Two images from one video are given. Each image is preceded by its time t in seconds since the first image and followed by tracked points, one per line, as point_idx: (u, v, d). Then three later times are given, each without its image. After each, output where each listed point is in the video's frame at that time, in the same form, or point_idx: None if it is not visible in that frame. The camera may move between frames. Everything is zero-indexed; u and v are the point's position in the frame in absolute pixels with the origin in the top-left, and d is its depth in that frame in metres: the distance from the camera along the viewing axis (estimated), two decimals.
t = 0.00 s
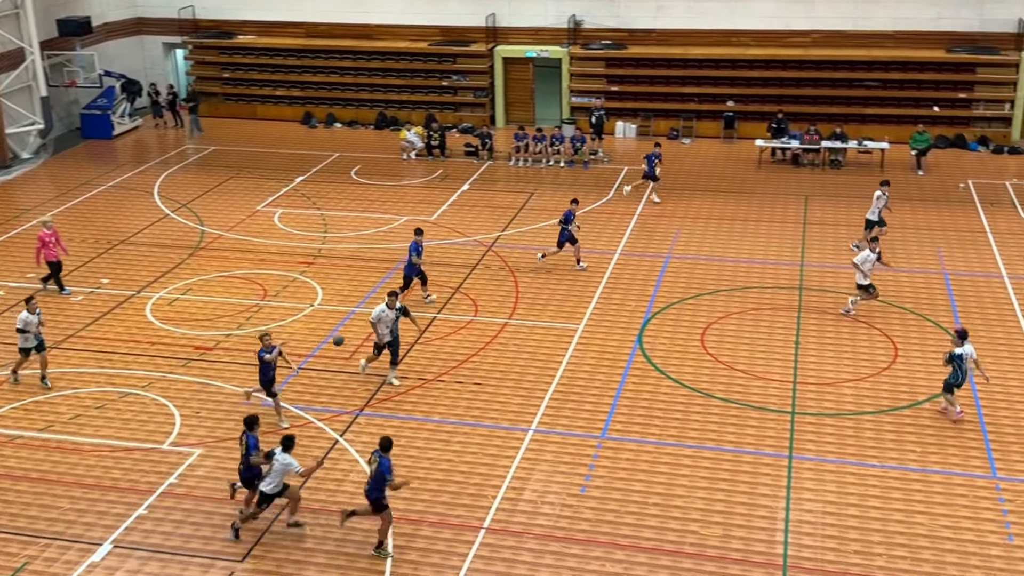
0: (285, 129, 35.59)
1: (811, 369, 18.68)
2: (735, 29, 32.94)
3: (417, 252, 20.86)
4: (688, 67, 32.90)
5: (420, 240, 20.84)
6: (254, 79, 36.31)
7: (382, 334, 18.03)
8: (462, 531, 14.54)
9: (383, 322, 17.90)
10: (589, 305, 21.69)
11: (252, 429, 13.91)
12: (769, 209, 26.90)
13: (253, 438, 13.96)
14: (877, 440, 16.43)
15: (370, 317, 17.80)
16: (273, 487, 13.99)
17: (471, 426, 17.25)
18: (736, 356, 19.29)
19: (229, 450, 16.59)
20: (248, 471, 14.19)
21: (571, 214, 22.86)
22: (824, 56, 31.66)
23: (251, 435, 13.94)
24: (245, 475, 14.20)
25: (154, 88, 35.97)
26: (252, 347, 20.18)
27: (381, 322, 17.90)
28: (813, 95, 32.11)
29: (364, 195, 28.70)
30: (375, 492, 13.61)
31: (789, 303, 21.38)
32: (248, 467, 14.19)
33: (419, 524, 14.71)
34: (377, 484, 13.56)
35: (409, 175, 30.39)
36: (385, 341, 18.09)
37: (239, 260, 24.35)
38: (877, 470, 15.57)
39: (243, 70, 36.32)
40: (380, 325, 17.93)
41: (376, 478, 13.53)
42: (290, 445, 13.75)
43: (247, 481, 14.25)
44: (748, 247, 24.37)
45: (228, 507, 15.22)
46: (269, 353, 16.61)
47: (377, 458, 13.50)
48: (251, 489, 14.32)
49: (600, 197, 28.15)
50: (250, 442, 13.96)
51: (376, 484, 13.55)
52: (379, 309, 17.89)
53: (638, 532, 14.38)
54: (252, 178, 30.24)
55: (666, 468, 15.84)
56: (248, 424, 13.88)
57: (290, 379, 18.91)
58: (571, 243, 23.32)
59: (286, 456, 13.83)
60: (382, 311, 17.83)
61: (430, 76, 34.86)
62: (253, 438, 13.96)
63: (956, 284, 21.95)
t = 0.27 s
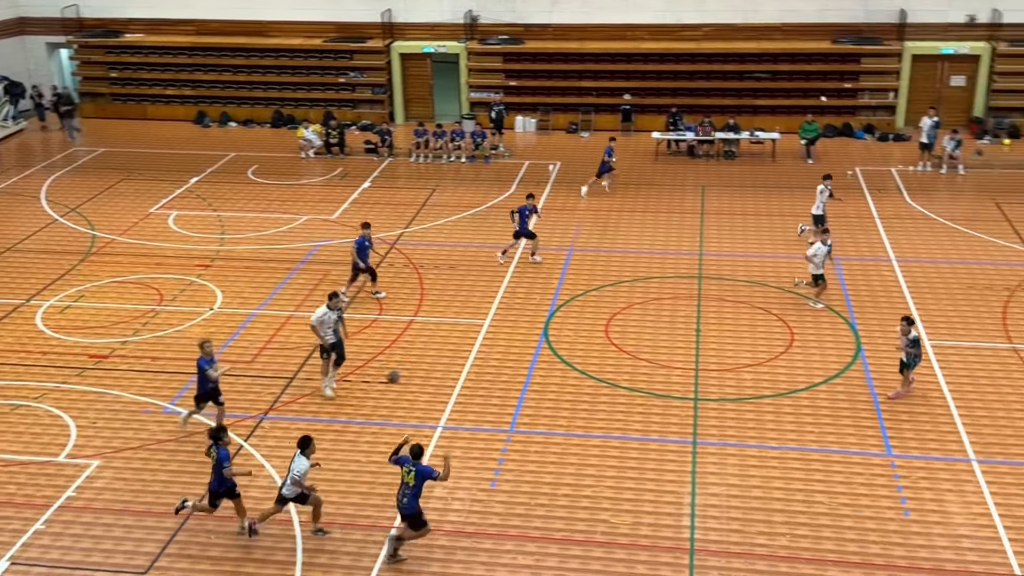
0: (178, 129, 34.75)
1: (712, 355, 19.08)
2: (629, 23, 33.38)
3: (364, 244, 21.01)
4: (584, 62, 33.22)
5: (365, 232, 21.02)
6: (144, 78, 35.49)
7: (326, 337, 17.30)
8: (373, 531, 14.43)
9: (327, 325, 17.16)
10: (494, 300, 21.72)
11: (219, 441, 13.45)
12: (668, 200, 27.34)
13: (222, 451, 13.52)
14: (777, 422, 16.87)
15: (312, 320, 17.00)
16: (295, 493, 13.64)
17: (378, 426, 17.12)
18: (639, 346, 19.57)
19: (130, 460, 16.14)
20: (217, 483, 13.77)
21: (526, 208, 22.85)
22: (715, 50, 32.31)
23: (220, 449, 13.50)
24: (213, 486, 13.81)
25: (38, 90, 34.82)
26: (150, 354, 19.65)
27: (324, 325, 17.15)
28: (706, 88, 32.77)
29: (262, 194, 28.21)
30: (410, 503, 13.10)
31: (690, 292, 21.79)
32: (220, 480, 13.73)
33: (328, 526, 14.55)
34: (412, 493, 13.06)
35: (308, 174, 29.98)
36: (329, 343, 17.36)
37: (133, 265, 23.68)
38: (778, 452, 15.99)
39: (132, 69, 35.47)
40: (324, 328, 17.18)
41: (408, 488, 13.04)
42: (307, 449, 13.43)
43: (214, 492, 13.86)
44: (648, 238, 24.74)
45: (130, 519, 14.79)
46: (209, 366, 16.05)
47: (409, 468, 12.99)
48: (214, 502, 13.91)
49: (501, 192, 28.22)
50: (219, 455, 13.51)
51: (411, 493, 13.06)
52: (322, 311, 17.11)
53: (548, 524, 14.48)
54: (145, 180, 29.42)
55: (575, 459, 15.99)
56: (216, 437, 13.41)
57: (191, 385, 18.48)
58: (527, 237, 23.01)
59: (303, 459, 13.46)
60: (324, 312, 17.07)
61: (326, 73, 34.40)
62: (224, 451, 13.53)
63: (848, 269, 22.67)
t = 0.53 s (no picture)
0: (53, 133, 33.54)
1: (608, 347, 19.33)
2: (515, 19, 33.50)
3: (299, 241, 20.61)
4: (471, 58, 33.24)
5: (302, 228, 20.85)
6: (15, 81, 34.38)
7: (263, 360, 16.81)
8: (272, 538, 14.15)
9: (271, 347, 16.73)
10: (389, 300, 21.55)
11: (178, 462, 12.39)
12: (560, 194, 27.55)
13: (178, 474, 12.50)
14: (672, 410, 17.18)
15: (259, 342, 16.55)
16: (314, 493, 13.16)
17: (274, 431, 16.81)
18: (535, 340, 19.68)
19: (13, 478, 15.50)
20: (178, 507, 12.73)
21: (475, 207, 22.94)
22: (600, 45, 32.68)
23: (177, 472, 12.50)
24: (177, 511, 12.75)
25: None
26: (30, 367, 18.88)
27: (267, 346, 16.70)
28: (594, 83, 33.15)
29: (146, 199, 27.39)
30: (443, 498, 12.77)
31: (584, 284, 22.00)
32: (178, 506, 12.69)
33: (226, 535, 14.21)
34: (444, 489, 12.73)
35: (194, 177, 29.23)
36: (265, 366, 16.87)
37: (10, 275, 22.72)
38: (674, 440, 16.27)
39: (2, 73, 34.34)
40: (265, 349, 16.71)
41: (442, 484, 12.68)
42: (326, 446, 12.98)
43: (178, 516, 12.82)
44: (541, 233, 24.90)
45: (14, 539, 14.18)
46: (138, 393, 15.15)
47: (445, 464, 12.59)
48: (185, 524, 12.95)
49: (393, 190, 28.01)
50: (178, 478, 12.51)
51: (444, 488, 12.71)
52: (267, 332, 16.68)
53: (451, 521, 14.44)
54: (19, 186, 28.25)
55: (475, 455, 15.98)
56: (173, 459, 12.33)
57: (76, 397, 17.84)
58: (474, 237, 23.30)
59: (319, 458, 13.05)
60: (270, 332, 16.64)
61: (209, 72, 33.67)
62: (179, 473, 12.53)
63: (736, 258, 23.21)
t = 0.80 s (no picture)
0: None
1: (498, 343, 19.36)
2: (393, 16, 33.25)
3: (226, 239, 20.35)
4: (350, 57, 32.86)
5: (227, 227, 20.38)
6: None
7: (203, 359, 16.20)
8: (160, 553, 13.71)
9: (206, 345, 16.05)
10: (274, 304, 21.13)
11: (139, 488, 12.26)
12: (444, 193, 27.46)
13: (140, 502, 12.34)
14: (564, 403, 17.30)
15: (191, 342, 15.83)
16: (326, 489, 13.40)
17: (158, 443, 16.30)
18: (425, 339, 19.58)
19: None
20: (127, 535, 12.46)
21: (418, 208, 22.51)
22: (480, 42, 32.69)
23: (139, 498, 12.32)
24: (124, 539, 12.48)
25: None
26: None
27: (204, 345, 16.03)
28: (475, 80, 33.17)
29: (12, 207, 26.21)
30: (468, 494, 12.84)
31: (472, 282, 21.99)
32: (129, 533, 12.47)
33: (110, 553, 13.69)
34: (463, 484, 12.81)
35: (63, 183, 28.12)
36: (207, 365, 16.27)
37: None
38: (565, 433, 16.41)
39: None
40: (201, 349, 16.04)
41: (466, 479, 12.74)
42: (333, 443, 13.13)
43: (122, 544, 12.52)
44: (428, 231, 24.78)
45: None
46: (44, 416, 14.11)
47: (464, 457, 12.74)
48: (122, 554, 12.59)
49: (274, 192, 27.46)
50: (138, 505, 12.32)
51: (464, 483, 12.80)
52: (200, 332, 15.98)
53: (346, 526, 14.25)
54: None
55: (368, 458, 15.81)
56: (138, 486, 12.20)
57: None
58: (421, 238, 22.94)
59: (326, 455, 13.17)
60: (205, 333, 15.95)
61: (76, 74, 32.50)
62: (141, 501, 12.36)
63: (621, 251, 23.53)
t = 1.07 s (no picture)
0: None
1: (407, 345, 19.25)
2: (290, 19, 32.79)
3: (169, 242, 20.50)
4: (247, 60, 32.32)
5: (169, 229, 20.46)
6: None
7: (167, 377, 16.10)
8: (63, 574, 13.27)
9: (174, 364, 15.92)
10: (176, 314, 20.65)
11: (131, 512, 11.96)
12: (349, 196, 27.19)
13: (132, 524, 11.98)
14: (476, 404, 17.28)
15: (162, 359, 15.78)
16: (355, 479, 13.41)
17: (58, 461, 15.77)
18: (334, 345, 19.36)
19: None
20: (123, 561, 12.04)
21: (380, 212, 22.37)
22: (380, 44, 32.48)
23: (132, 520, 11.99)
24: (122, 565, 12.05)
25: None
26: None
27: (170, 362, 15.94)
28: (375, 82, 32.94)
29: None
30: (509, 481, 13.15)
31: (380, 285, 21.83)
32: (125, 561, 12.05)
33: None
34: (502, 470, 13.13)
35: None
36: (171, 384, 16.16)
37: None
38: (478, 433, 16.40)
39: None
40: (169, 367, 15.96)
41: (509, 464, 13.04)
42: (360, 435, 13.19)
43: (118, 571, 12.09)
44: (333, 235, 24.51)
45: None
46: None
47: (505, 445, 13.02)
48: None
49: (173, 200, 26.83)
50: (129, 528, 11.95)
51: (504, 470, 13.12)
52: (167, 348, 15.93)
53: (257, 537, 13.99)
54: None
55: (278, 467, 15.56)
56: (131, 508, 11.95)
57: None
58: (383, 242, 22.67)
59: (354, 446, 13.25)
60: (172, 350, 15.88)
61: None
62: (134, 522, 12.01)
63: (527, 250, 23.62)
